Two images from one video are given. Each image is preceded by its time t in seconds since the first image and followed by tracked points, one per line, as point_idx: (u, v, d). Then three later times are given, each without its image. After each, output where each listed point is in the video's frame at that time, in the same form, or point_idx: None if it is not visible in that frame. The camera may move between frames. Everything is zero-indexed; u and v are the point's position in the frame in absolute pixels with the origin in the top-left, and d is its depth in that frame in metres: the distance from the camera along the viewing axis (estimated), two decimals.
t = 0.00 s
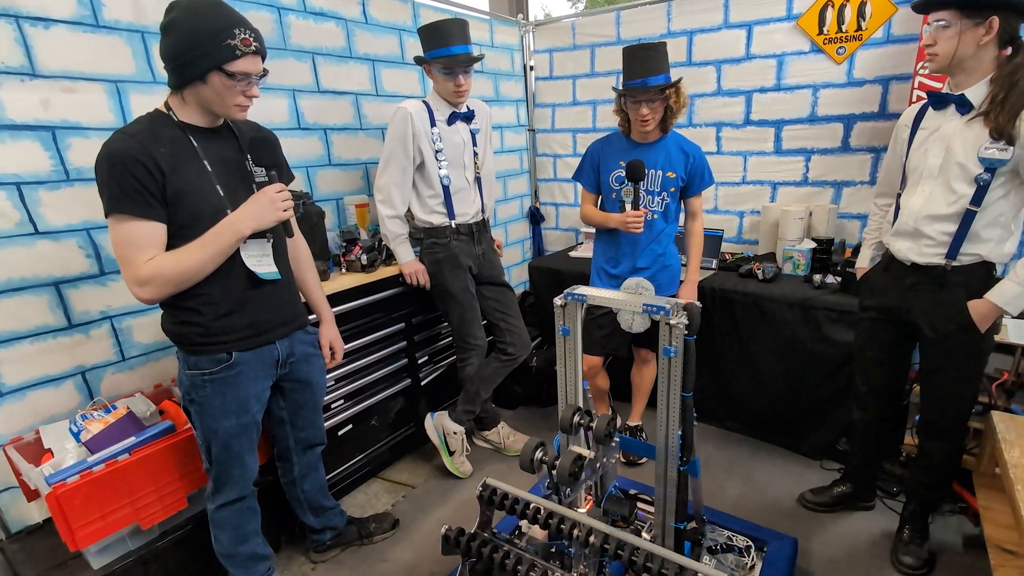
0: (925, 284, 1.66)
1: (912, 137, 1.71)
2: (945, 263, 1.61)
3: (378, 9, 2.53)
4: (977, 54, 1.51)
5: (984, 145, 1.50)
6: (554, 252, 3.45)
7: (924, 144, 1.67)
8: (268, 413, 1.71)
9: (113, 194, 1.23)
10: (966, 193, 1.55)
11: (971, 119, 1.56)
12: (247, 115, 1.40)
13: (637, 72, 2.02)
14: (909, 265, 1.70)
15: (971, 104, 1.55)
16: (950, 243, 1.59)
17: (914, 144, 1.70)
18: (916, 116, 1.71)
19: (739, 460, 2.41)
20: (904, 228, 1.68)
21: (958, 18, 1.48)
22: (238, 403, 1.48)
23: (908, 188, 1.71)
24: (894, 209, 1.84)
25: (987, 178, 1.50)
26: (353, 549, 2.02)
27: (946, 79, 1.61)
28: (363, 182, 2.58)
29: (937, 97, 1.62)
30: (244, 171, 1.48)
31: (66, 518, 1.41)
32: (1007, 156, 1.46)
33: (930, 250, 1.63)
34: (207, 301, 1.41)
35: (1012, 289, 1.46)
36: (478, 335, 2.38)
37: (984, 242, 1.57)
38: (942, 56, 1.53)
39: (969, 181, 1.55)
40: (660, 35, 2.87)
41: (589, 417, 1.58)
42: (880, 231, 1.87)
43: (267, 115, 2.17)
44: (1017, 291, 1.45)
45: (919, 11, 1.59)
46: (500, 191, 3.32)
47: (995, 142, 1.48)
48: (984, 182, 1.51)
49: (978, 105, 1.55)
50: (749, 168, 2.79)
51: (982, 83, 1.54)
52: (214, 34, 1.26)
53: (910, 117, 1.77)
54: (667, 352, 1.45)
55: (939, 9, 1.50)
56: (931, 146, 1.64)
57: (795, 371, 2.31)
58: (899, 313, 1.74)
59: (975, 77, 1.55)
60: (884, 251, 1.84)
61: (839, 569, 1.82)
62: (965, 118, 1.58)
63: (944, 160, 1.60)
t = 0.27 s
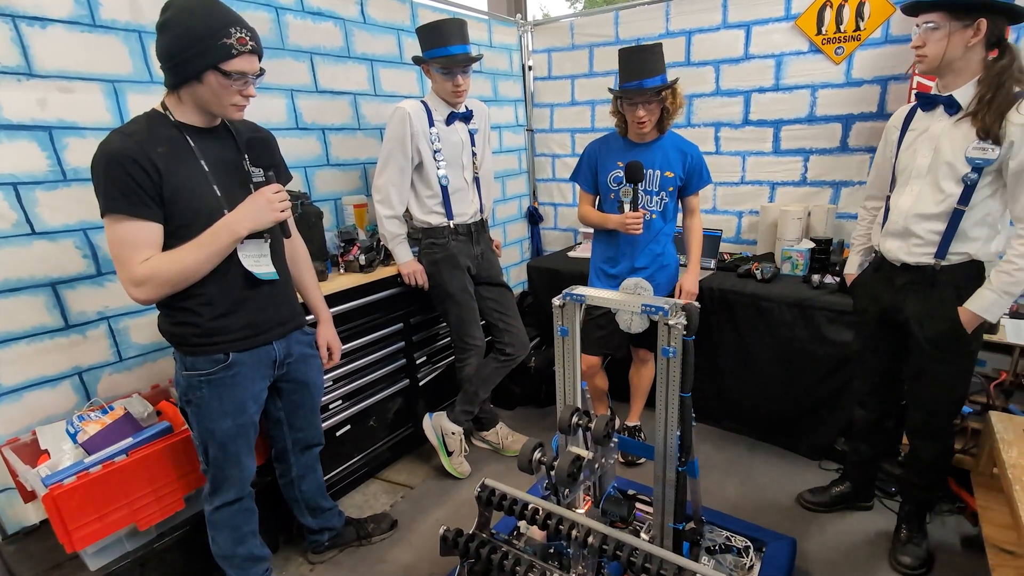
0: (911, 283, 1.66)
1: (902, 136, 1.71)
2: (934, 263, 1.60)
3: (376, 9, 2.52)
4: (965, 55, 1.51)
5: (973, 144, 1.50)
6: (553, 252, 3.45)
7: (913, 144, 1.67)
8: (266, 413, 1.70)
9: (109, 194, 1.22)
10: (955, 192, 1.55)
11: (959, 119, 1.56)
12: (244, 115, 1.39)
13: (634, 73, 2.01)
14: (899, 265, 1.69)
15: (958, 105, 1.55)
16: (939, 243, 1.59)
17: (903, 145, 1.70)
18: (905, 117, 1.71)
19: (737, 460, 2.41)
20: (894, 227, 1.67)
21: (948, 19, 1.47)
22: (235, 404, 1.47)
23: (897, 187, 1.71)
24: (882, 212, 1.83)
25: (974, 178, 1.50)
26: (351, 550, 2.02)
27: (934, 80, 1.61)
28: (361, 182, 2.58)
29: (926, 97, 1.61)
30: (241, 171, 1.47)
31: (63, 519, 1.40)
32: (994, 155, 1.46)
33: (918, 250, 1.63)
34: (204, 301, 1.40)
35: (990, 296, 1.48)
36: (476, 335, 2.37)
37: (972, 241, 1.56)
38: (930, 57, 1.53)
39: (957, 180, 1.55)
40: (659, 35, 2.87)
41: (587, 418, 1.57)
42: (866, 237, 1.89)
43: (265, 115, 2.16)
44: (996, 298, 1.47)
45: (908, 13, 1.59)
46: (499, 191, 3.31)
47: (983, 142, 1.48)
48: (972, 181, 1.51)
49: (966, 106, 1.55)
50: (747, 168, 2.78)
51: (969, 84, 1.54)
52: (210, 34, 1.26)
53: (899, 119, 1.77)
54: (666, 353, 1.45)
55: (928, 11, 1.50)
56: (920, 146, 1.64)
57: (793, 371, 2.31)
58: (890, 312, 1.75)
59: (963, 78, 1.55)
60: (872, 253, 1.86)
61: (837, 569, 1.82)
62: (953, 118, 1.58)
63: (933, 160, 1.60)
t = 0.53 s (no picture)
0: (909, 282, 1.66)
1: (896, 137, 1.71)
2: (929, 263, 1.60)
3: (376, 9, 2.52)
4: (955, 55, 1.50)
5: (964, 144, 1.50)
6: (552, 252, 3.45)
7: (907, 145, 1.67)
8: (265, 414, 1.70)
9: (107, 194, 1.22)
10: (947, 191, 1.54)
11: (950, 119, 1.56)
12: (243, 115, 1.39)
13: (630, 74, 1.99)
14: (893, 265, 1.70)
15: (949, 104, 1.55)
16: (933, 242, 1.59)
17: (897, 145, 1.70)
18: (898, 119, 1.71)
19: (737, 460, 2.41)
20: (889, 227, 1.67)
21: (935, 20, 1.47)
22: (234, 404, 1.47)
23: (891, 187, 1.71)
24: (875, 214, 1.83)
25: (967, 177, 1.50)
26: (350, 550, 2.01)
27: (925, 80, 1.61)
28: (361, 182, 2.57)
29: (916, 98, 1.61)
30: (239, 172, 1.47)
31: (61, 520, 1.40)
32: (986, 154, 1.46)
33: (914, 249, 1.62)
34: (203, 302, 1.40)
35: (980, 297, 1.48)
36: (475, 335, 2.37)
37: (966, 240, 1.55)
38: (920, 58, 1.53)
39: (950, 178, 1.54)
40: (658, 35, 2.86)
41: (587, 418, 1.57)
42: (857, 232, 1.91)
43: (264, 115, 2.16)
44: (985, 299, 1.47)
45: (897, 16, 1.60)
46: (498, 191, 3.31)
47: (974, 141, 1.49)
48: (964, 181, 1.50)
49: (956, 105, 1.55)
50: (746, 168, 2.78)
51: (960, 83, 1.54)
52: (208, 33, 1.25)
53: (894, 120, 1.77)
54: (665, 353, 1.44)
55: (916, 13, 1.50)
56: (913, 147, 1.64)
57: (793, 371, 2.31)
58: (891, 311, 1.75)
59: (953, 78, 1.54)
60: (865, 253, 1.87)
61: (836, 569, 1.82)
62: (944, 118, 1.58)
63: (926, 160, 1.60)
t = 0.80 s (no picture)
0: (895, 283, 1.67)
1: (889, 138, 1.72)
2: (918, 263, 1.61)
3: (373, 9, 2.52)
4: (944, 56, 1.51)
5: (953, 144, 1.51)
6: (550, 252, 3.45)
7: (898, 145, 1.68)
8: (262, 414, 1.70)
9: (104, 194, 1.22)
10: (937, 191, 1.55)
11: (939, 119, 1.57)
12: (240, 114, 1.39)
13: (620, 76, 2.01)
14: (883, 265, 1.71)
15: (938, 104, 1.56)
16: (924, 240, 1.59)
17: (889, 147, 1.72)
18: (890, 122, 1.73)
19: (734, 460, 2.41)
20: (880, 227, 1.68)
21: (924, 23, 1.48)
22: (231, 404, 1.47)
23: (883, 186, 1.71)
24: (868, 216, 1.84)
25: (956, 177, 1.50)
26: (347, 550, 2.01)
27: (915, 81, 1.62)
28: (358, 182, 2.57)
29: (907, 99, 1.62)
30: (237, 172, 1.47)
31: (57, 520, 1.39)
32: (975, 154, 1.47)
33: (905, 249, 1.63)
34: (200, 302, 1.40)
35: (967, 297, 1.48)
36: (473, 335, 2.37)
37: (956, 239, 1.56)
38: (909, 60, 1.54)
39: (940, 178, 1.55)
40: (655, 36, 2.87)
41: (584, 418, 1.57)
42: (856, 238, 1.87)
43: (261, 115, 2.15)
44: (973, 299, 1.47)
45: (887, 20, 1.61)
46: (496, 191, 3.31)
47: (963, 141, 1.49)
48: (953, 181, 1.50)
49: (945, 106, 1.56)
50: (744, 169, 2.79)
51: (948, 84, 1.55)
52: (205, 33, 1.25)
53: (886, 122, 1.79)
54: (663, 353, 1.45)
55: (905, 15, 1.50)
56: (903, 147, 1.65)
57: (789, 371, 2.32)
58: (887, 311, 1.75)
59: (942, 78, 1.55)
60: (861, 255, 1.85)
61: (833, 569, 1.82)
62: (934, 118, 1.59)
63: (916, 160, 1.61)
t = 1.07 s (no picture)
0: (895, 282, 1.67)
1: (885, 138, 1.73)
2: (914, 263, 1.62)
3: (371, 9, 2.52)
4: (943, 58, 1.52)
5: (947, 142, 1.51)
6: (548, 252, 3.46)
7: (893, 145, 1.69)
8: (259, 414, 1.70)
9: (101, 194, 1.22)
10: (930, 190, 1.55)
11: (934, 117, 1.58)
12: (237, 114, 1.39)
13: (618, 77, 2.02)
14: (880, 266, 1.72)
15: (934, 104, 1.57)
16: (919, 241, 1.60)
17: (884, 147, 1.73)
18: (884, 124, 1.74)
19: (731, 460, 2.42)
20: (877, 227, 1.69)
21: (927, 25, 1.48)
22: (228, 404, 1.46)
23: (879, 186, 1.72)
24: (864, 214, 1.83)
25: (949, 176, 1.51)
26: (344, 550, 2.01)
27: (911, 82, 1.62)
28: (356, 182, 2.57)
29: (903, 100, 1.63)
30: (234, 172, 1.46)
31: (53, 521, 1.39)
32: (967, 153, 1.47)
33: (902, 249, 1.64)
34: (197, 302, 1.40)
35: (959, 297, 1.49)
36: (471, 335, 2.37)
37: (950, 239, 1.56)
38: (912, 63, 1.54)
39: (933, 177, 1.55)
40: (653, 36, 2.87)
41: (582, 417, 1.57)
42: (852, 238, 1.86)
43: (258, 115, 2.15)
44: (965, 298, 1.48)
45: (879, 22, 1.60)
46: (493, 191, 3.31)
47: (956, 141, 1.49)
48: (946, 181, 1.51)
49: (940, 105, 1.57)
50: (741, 169, 2.80)
51: (945, 83, 1.56)
52: (202, 33, 1.25)
53: (880, 124, 1.79)
54: (660, 352, 1.45)
55: (906, 19, 1.50)
56: (898, 147, 1.66)
57: (786, 371, 2.32)
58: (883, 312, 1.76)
59: (939, 78, 1.56)
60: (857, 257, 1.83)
61: (829, 568, 1.83)
62: (929, 118, 1.60)
63: (911, 159, 1.62)
